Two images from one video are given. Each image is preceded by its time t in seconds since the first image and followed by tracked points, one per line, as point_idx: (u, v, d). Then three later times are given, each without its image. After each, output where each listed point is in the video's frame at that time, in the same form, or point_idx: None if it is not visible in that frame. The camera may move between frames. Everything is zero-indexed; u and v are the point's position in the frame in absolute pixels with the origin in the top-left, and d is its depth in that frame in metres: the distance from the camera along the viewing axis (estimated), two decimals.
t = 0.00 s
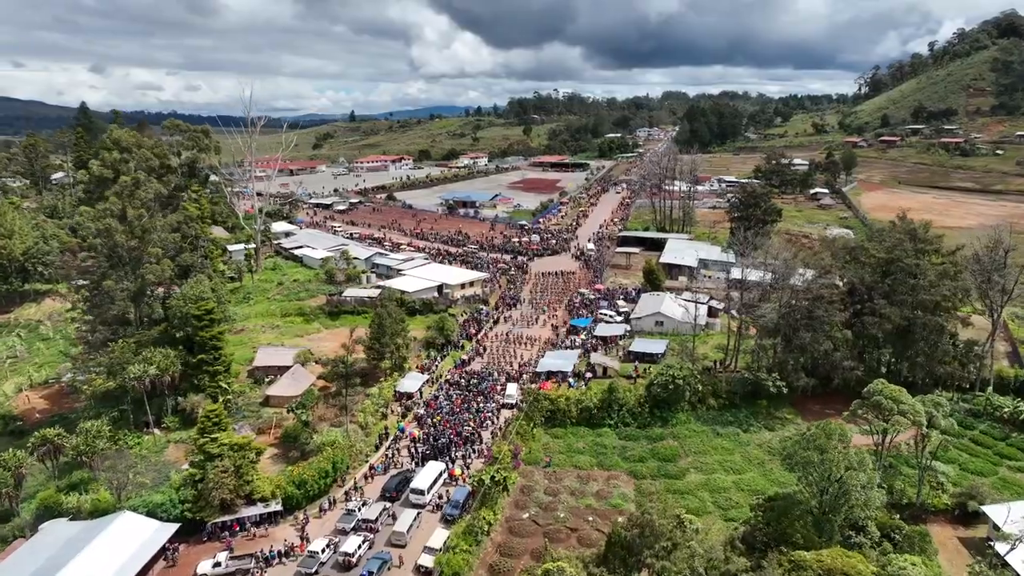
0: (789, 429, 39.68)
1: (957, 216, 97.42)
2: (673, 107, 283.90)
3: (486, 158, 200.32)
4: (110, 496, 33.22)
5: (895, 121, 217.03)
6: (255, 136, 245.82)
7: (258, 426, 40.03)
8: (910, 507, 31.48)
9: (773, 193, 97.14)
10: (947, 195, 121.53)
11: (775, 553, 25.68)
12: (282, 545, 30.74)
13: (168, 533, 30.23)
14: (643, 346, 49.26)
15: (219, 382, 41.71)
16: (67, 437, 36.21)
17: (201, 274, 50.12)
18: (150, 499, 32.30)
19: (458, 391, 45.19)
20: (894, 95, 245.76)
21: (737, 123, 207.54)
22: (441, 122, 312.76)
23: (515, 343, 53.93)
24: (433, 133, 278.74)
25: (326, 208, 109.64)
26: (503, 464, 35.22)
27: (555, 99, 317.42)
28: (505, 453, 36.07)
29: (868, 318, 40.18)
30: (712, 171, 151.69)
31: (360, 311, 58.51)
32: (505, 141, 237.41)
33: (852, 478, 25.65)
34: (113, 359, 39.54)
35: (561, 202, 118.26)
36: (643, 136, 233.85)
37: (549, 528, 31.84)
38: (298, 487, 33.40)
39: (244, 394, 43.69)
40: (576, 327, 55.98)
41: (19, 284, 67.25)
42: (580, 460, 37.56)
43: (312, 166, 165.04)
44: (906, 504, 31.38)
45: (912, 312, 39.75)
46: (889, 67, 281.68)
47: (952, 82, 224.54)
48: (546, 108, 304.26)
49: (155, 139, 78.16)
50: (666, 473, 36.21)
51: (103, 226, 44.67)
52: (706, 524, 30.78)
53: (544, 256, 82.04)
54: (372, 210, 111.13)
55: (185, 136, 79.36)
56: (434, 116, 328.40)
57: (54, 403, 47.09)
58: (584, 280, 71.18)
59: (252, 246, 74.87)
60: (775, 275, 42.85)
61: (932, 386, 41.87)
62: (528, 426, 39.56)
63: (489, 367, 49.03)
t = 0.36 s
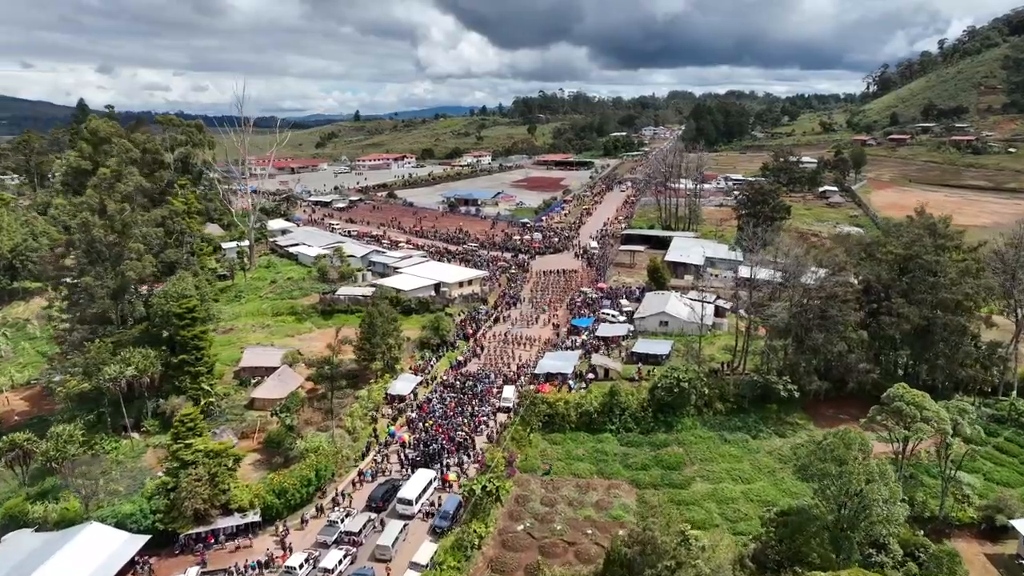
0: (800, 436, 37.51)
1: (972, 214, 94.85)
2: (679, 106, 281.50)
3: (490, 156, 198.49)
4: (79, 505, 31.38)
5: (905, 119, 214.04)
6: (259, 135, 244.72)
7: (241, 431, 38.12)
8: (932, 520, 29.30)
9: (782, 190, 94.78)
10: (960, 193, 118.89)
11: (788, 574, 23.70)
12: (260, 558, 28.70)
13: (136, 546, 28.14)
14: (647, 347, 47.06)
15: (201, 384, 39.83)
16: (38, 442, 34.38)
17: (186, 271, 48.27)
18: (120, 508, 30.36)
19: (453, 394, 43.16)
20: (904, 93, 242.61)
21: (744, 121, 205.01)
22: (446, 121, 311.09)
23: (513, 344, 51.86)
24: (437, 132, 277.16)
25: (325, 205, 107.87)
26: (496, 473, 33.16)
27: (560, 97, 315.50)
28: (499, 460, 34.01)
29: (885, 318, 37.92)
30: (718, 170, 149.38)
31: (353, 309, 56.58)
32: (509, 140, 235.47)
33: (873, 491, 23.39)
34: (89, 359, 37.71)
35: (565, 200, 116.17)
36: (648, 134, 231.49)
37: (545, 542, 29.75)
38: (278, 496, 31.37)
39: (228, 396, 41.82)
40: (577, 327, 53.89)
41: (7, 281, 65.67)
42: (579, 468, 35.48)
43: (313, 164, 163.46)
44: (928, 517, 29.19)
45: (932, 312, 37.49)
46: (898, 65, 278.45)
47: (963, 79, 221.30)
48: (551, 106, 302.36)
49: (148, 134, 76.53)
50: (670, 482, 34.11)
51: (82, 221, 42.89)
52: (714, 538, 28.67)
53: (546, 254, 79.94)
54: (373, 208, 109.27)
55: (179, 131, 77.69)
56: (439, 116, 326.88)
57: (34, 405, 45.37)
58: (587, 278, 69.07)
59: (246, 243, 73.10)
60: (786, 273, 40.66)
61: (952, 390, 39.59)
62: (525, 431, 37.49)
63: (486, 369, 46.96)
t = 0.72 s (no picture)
0: (813, 442, 35.33)
1: (986, 211, 92.36)
2: (685, 104, 278.98)
3: (494, 154, 196.69)
4: (43, 514, 29.50)
5: (915, 116, 210.94)
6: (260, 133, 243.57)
7: (222, 435, 36.19)
8: (958, 536, 27.10)
9: (790, 186, 92.48)
10: (973, 191, 116.25)
11: None
12: (234, 572, 26.69)
13: (99, 560, 26.05)
14: (649, 348, 44.89)
15: (181, 386, 37.89)
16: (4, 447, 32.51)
17: (170, 268, 46.43)
18: (85, 519, 28.39)
19: (446, 397, 41.07)
20: (913, 91, 239.44)
21: (751, 119, 202.44)
22: (450, 120, 309.34)
23: (511, 344, 49.75)
24: (442, 131, 275.55)
25: (324, 202, 106.10)
26: (488, 482, 31.08)
27: (565, 96, 313.42)
28: (491, 468, 31.96)
29: (904, 318, 35.64)
30: (725, 167, 147.02)
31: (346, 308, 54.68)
32: (513, 138, 233.63)
33: (897, 508, 20.97)
34: (61, 360, 35.81)
35: (568, 198, 114.10)
36: (654, 132, 229.16)
37: (540, 557, 27.62)
38: (255, 506, 29.31)
39: (211, 398, 39.94)
40: (578, 327, 51.78)
41: None
42: (577, 476, 33.38)
43: (315, 162, 161.91)
44: (953, 533, 26.99)
45: (953, 311, 35.22)
46: (908, 63, 275.11)
47: (974, 77, 218.07)
48: (556, 105, 300.44)
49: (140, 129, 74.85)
50: (674, 492, 31.99)
51: (58, 215, 41.06)
52: (722, 554, 26.54)
53: (548, 252, 77.86)
54: (373, 206, 107.43)
55: (171, 126, 76.02)
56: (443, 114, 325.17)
57: (12, 406, 43.65)
58: (589, 276, 66.97)
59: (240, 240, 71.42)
60: (797, 270, 38.42)
61: (975, 395, 37.31)
62: (520, 436, 35.42)
63: (481, 370, 44.90)
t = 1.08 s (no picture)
0: (827, 450, 33.08)
1: (1003, 207, 89.58)
2: (691, 102, 276.20)
3: (497, 152, 194.69)
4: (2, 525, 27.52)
5: (925, 114, 207.64)
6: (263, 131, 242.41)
7: (200, 440, 34.19)
8: (988, 554, 24.82)
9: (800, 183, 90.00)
10: (987, 188, 113.37)
11: None
12: None
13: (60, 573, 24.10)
14: (653, 349, 42.62)
15: (157, 387, 35.90)
16: None
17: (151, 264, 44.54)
18: (44, 531, 26.41)
19: (438, 399, 39.01)
20: (924, 88, 235.99)
21: (758, 117, 199.67)
22: (455, 118, 307.55)
23: (508, 344, 47.62)
24: (446, 129, 273.71)
25: (323, 199, 104.28)
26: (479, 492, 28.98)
27: (571, 94, 311.16)
28: (482, 477, 29.85)
29: (925, 317, 33.32)
30: (732, 164, 144.47)
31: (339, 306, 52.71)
32: (518, 136, 231.47)
33: (929, 530, 18.65)
34: (30, 359, 33.89)
35: (572, 195, 111.91)
36: (660, 130, 226.63)
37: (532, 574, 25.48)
38: (228, 517, 27.27)
39: (190, 399, 38.03)
40: (579, 326, 49.63)
41: None
42: (575, 485, 31.24)
43: (316, 159, 160.32)
44: (983, 551, 24.70)
45: (979, 310, 32.87)
46: (918, 61, 271.50)
47: (986, 74, 214.54)
48: (561, 103, 298.16)
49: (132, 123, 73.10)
50: (678, 503, 29.82)
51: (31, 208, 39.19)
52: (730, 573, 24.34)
53: (550, 249, 75.73)
54: (372, 203, 105.47)
55: (164, 119, 74.25)
56: (448, 113, 323.36)
57: None
58: (592, 274, 64.80)
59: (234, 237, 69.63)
60: (811, 266, 36.13)
61: (1001, 399, 34.93)
62: (514, 442, 33.30)
63: (476, 371, 42.79)
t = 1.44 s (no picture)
0: (844, 457, 30.81)
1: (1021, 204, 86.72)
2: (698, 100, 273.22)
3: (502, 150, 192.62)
4: None
5: (937, 112, 204.17)
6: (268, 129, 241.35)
7: (174, 444, 32.24)
8: None
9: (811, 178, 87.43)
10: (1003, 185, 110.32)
11: None
12: None
13: None
14: (657, 348, 40.41)
15: (132, 387, 33.96)
16: None
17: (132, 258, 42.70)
18: None
19: (429, 401, 36.95)
20: (936, 86, 232.16)
21: (767, 114, 196.77)
22: (460, 117, 305.63)
23: (506, 343, 45.51)
24: (451, 127, 271.79)
25: (323, 196, 102.45)
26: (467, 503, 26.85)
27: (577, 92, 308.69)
28: (471, 485, 27.71)
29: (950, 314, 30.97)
30: (740, 161, 141.85)
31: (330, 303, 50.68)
32: (523, 134, 229.32)
33: (968, 555, 16.32)
34: None
35: (576, 192, 109.65)
36: (667, 127, 223.96)
37: None
38: (196, 527, 25.28)
39: (168, 400, 36.11)
40: (580, 325, 47.45)
41: None
42: (572, 494, 29.07)
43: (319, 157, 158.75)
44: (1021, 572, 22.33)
45: (1009, 306, 30.47)
46: (929, 58, 267.56)
47: (999, 70, 210.74)
48: (567, 101, 295.85)
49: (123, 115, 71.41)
50: (683, 514, 27.64)
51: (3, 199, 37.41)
52: None
53: (552, 246, 73.53)
54: (372, 199, 103.51)
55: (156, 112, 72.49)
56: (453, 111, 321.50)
57: None
58: (595, 271, 62.58)
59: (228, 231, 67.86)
60: (826, 260, 33.82)
61: None
62: (508, 447, 31.14)
63: (470, 371, 40.69)
